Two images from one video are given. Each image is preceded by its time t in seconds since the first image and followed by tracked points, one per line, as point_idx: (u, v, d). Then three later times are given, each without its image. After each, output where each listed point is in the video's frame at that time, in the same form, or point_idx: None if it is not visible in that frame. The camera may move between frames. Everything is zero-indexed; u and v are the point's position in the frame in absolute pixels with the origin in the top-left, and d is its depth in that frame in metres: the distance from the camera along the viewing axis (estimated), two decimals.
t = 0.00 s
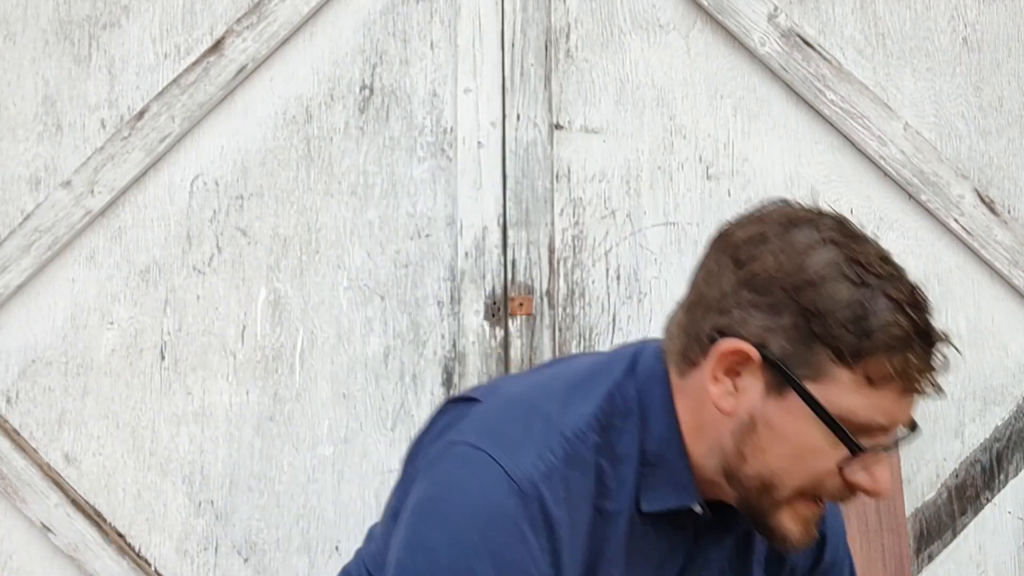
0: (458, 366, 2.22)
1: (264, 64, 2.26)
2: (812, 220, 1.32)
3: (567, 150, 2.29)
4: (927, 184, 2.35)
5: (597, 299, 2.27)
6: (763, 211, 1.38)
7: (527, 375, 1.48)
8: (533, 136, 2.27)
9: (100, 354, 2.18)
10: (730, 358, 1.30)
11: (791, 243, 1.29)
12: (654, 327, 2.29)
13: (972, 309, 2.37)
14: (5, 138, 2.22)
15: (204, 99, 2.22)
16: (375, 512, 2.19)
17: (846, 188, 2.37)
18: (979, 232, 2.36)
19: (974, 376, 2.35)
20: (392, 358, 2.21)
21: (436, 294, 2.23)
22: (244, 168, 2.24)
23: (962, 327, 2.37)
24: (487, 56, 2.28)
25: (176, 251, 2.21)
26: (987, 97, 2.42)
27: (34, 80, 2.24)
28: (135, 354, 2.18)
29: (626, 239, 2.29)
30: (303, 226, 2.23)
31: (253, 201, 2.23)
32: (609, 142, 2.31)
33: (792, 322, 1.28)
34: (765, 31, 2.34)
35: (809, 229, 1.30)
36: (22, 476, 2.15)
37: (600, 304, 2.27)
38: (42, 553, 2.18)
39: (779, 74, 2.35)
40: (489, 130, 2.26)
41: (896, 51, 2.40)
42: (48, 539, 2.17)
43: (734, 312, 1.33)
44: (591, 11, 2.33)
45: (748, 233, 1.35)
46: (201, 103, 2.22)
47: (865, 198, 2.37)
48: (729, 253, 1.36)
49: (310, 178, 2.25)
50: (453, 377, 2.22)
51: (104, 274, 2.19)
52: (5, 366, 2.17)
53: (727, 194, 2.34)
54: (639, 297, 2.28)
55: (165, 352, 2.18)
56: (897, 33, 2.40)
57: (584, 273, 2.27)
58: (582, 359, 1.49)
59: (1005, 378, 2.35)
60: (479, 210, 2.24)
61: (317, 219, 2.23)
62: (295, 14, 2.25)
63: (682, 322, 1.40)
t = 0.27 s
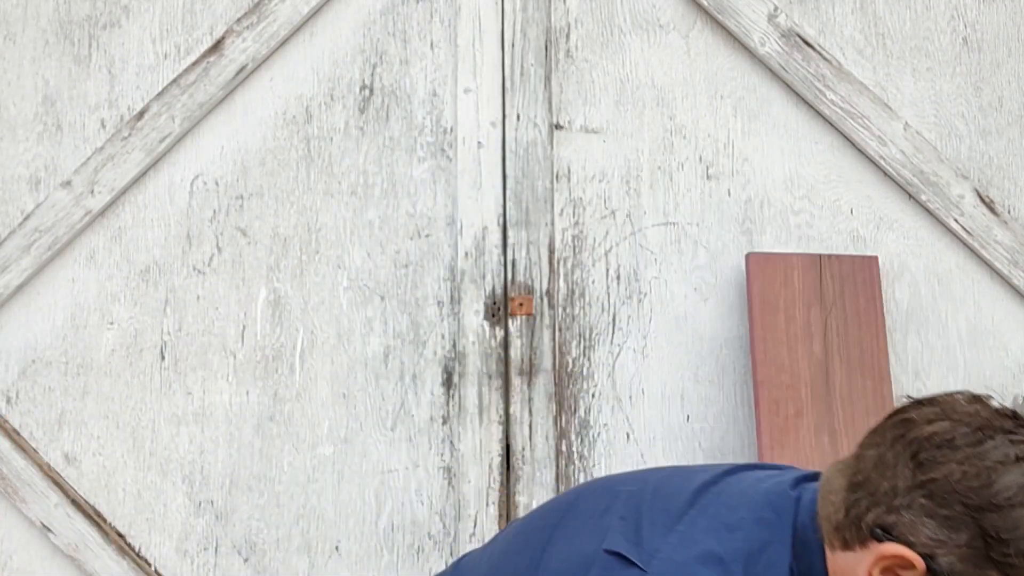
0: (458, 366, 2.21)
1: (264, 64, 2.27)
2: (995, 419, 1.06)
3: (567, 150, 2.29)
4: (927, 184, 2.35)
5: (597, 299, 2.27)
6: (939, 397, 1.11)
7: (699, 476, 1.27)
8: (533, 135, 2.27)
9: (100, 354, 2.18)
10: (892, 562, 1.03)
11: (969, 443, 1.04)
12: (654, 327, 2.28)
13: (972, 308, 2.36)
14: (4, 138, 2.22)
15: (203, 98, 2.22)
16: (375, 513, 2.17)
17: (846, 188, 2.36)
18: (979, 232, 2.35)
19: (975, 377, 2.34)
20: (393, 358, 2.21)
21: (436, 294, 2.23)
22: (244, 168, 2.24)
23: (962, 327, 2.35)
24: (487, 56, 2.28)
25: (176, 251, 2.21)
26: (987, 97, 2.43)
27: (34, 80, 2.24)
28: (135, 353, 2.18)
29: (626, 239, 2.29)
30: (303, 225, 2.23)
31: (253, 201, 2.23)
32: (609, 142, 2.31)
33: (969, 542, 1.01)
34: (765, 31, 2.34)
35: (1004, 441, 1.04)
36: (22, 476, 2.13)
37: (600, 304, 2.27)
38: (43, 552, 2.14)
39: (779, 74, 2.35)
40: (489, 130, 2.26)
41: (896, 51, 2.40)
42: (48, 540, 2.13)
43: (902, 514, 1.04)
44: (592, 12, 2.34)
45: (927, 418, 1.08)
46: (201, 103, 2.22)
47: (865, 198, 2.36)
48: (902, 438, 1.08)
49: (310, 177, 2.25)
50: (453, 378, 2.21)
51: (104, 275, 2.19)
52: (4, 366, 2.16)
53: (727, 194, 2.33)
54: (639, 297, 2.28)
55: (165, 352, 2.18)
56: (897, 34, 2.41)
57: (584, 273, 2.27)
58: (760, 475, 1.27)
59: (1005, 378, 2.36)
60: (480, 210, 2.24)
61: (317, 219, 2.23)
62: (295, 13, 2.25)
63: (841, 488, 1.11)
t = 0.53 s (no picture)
0: (458, 366, 2.21)
1: (264, 64, 2.26)
2: None
3: (567, 150, 2.29)
4: (927, 184, 2.35)
5: (597, 298, 2.27)
6: (1005, 448, 0.97)
7: (751, 507, 1.16)
8: (533, 136, 2.27)
9: (100, 354, 2.18)
10: None
11: None
12: (653, 327, 2.28)
13: (972, 308, 2.36)
14: (4, 138, 2.22)
15: (203, 99, 2.22)
16: (375, 513, 2.17)
17: (846, 188, 2.36)
18: (979, 232, 2.36)
19: (975, 377, 2.34)
20: (393, 358, 2.21)
21: (436, 294, 2.23)
22: (244, 168, 2.24)
23: (962, 327, 2.35)
24: (487, 56, 2.28)
25: (176, 252, 2.21)
26: (987, 97, 2.43)
27: (34, 80, 2.23)
28: (136, 353, 2.18)
29: (626, 239, 2.29)
30: (303, 225, 2.23)
31: (253, 201, 2.23)
32: (609, 142, 2.31)
33: None
34: (765, 31, 2.34)
35: None
36: (22, 476, 2.12)
37: (600, 304, 2.27)
38: (43, 552, 2.14)
39: (779, 74, 2.35)
40: (489, 130, 2.26)
41: (896, 51, 2.40)
42: (48, 540, 2.13)
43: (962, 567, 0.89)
44: (592, 12, 2.34)
45: (993, 469, 0.94)
46: (201, 103, 2.22)
47: (865, 198, 2.36)
48: (966, 489, 0.93)
49: (310, 177, 2.25)
50: (453, 378, 2.21)
51: (104, 275, 2.19)
52: (4, 366, 2.16)
53: (727, 193, 2.33)
54: (639, 297, 2.28)
55: (165, 352, 2.18)
56: (897, 33, 2.41)
57: (584, 273, 2.27)
58: (817, 508, 1.14)
59: (1005, 378, 2.35)
60: (480, 210, 2.24)
61: (317, 219, 2.23)
62: (295, 14, 2.26)
63: (896, 532, 0.96)
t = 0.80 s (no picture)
0: (458, 366, 2.21)
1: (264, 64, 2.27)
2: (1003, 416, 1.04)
3: (567, 150, 2.30)
4: (927, 184, 2.35)
5: (597, 298, 2.27)
6: (964, 397, 1.09)
7: (718, 473, 1.24)
8: (533, 135, 2.27)
9: (100, 354, 2.18)
10: (911, 560, 1.02)
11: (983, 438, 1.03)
12: (653, 327, 2.28)
13: (972, 309, 2.36)
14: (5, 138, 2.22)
15: (204, 99, 2.22)
16: (375, 513, 2.17)
17: (846, 188, 2.36)
18: (979, 232, 2.36)
19: (975, 377, 2.34)
20: (393, 358, 2.21)
21: (436, 294, 2.23)
22: (244, 169, 2.24)
23: (962, 328, 2.35)
24: (487, 56, 2.28)
25: (176, 252, 2.21)
26: (987, 97, 2.43)
27: (34, 80, 2.24)
28: (136, 353, 2.18)
29: (626, 239, 2.29)
30: (303, 225, 2.23)
31: (253, 201, 2.23)
32: (609, 142, 2.31)
33: (991, 540, 1.00)
34: (765, 31, 2.34)
35: None
36: (23, 476, 2.13)
37: (601, 303, 2.27)
38: (43, 552, 2.14)
39: (779, 74, 2.35)
40: (489, 130, 2.26)
41: (895, 52, 2.40)
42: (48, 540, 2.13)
43: (925, 513, 1.02)
44: (592, 12, 2.34)
45: (950, 418, 1.06)
46: (201, 103, 2.22)
47: (865, 198, 2.36)
48: (924, 440, 1.06)
49: (310, 177, 2.25)
50: (453, 378, 2.21)
51: (104, 275, 2.19)
52: (4, 366, 2.16)
53: (727, 193, 2.33)
54: (639, 297, 2.28)
55: (165, 352, 2.18)
56: (897, 34, 2.41)
57: (584, 273, 2.27)
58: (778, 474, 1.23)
59: (1005, 378, 2.35)
60: (480, 211, 2.24)
61: (317, 219, 2.24)
62: (296, 14, 2.26)
63: (861, 487, 1.08)
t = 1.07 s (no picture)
0: (458, 366, 2.23)
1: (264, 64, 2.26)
2: (858, 199, 1.26)
3: (567, 150, 2.29)
4: (927, 184, 2.36)
5: (597, 298, 2.28)
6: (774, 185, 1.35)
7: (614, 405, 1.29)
8: (533, 135, 2.27)
9: (100, 354, 2.18)
10: (734, 318, 1.27)
11: (823, 220, 1.24)
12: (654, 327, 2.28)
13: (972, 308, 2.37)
14: (5, 138, 2.22)
15: (204, 99, 2.22)
16: (375, 513, 2.20)
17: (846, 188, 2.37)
18: (979, 232, 2.36)
19: (974, 377, 2.34)
20: (393, 358, 2.22)
21: (436, 294, 2.23)
22: (244, 168, 2.24)
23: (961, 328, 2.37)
24: (487, 56, 2.27)
25: (176, 251, 2.21)
26: (987, 97, 2.41)
27: (34, 80, 2.23)
28: (136, 354, 2.18)
29: (626, 239, 2.29)
30: (303, 225, 2.23)
31: (253, 201, 2.23)
32: (609, 142, 2.31)
33: (791, 281, 1.26)
34: (765, 31, 2.34)
35: (821, 199, 1.27)
36: (22, 476, 2.15)
37: (601, 303, 2.28)
38: (43, 551, 2.18)
39: (779, 74, 2.35)
40: (489, 129, 2.26)
41: (896, 51, 2.39)
42: (48, 540, 2.17)
43: (737, 277, 1.30)
44: (592, 11, 2.32)
45: (760, 196, 1.33)
46: (201, 103, 2.22)
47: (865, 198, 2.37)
48: (738, 217, 1.34)
49: (311, 177, 2.25)
50: (453, 378, 2.23)
51: (104, 275, 2.19)
52: (4, 366, 2.17)
53: (727, 194, 2.34)
54: (639, 297, 2.29)
55: (165, 352, 2.18)
56: (897, 34, 2.39)
57: (584, 273, 2.27)
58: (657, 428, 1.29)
59: (1005, 378, 2.34)
60: (479, 212, 2.24)
61: (317, 219, 2.23)
62: (295, 14, 2.24)
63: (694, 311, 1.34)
